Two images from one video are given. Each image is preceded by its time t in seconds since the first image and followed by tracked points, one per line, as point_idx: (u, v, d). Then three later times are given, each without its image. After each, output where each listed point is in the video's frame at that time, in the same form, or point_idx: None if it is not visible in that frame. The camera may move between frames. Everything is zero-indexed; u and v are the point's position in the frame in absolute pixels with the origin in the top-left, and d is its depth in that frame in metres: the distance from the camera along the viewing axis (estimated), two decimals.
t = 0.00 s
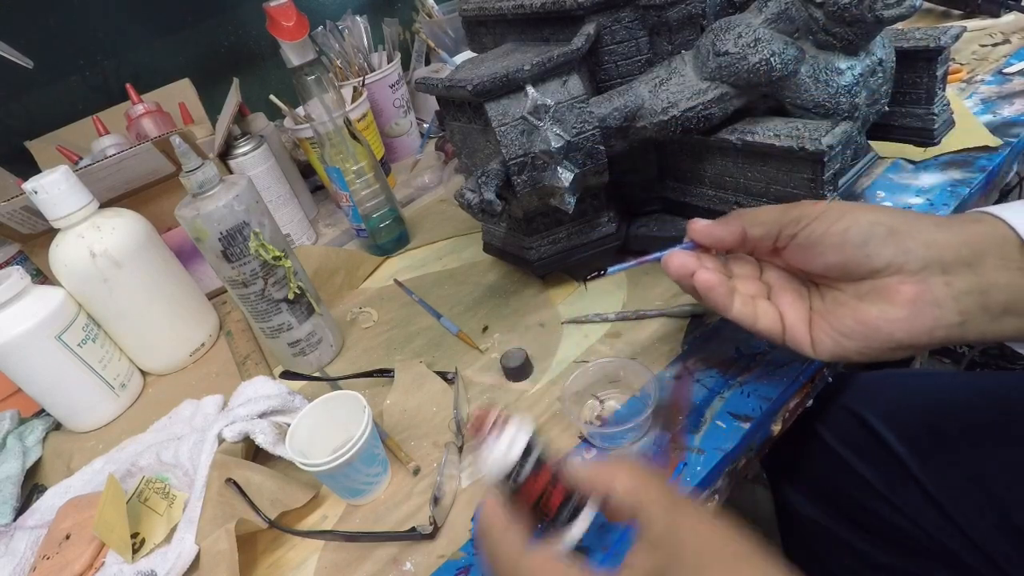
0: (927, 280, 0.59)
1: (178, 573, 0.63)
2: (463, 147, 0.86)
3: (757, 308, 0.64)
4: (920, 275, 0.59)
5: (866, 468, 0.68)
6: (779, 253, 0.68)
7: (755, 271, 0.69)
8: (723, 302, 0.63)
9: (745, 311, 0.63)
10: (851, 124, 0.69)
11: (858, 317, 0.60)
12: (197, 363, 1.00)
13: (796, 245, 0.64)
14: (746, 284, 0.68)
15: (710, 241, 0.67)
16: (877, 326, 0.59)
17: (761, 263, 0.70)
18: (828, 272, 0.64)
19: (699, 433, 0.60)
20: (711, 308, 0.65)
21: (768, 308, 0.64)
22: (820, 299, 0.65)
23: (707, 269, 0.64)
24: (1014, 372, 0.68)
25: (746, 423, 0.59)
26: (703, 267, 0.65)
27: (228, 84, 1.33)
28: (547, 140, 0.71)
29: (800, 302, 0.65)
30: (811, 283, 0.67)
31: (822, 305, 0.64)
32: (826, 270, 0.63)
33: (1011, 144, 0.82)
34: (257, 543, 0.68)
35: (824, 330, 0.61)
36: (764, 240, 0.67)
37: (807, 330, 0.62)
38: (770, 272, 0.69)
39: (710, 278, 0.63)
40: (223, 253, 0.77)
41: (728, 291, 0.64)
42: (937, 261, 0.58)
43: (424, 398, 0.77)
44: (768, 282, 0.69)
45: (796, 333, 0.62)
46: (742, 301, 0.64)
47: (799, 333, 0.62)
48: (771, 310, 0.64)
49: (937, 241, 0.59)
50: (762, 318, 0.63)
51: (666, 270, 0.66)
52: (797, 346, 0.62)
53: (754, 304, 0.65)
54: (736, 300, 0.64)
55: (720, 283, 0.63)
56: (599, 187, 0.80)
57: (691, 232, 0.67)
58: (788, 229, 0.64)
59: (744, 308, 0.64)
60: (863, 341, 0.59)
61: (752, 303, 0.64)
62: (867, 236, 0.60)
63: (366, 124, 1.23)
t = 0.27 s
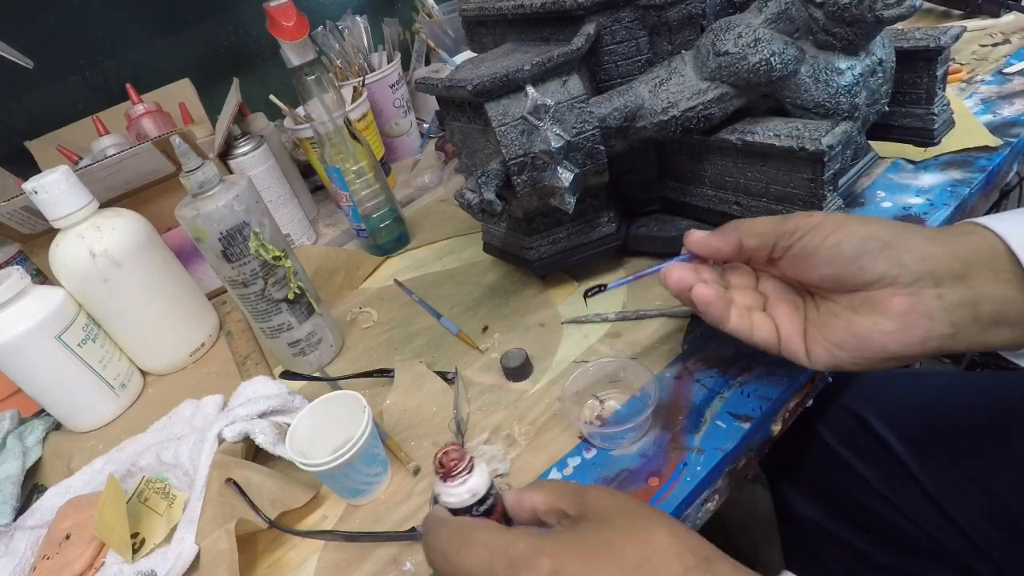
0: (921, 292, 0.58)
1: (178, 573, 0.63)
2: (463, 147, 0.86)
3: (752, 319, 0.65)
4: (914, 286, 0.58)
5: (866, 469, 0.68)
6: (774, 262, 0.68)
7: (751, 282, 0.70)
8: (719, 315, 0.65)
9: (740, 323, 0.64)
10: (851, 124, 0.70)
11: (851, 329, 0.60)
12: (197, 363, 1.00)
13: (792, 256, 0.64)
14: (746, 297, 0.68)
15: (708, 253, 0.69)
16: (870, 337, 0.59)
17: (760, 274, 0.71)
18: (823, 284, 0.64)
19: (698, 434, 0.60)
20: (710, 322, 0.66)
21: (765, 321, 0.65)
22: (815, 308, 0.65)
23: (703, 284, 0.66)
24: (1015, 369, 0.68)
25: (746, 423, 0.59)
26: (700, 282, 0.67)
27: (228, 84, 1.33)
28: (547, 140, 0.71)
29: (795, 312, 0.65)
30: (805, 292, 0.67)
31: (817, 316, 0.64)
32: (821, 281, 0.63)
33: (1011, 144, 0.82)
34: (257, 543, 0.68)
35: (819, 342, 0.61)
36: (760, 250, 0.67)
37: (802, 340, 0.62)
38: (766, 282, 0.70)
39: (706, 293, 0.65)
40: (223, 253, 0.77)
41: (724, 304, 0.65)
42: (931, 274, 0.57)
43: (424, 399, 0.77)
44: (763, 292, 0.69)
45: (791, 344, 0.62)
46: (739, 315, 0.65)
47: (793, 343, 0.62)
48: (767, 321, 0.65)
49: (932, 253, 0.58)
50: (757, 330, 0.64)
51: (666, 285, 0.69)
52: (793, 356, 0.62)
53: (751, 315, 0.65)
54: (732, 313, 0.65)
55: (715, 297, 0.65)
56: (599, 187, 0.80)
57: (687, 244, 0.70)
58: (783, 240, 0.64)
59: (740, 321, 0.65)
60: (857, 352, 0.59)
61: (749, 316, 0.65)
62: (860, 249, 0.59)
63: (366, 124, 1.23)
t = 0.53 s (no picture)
0: (913, 300, 0.58)
1: (178, 573, 0.63)
2: (463, 147, 0.86)
3: (749, 327, 0.65)
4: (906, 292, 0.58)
5: (866, 467, 0.68)
6: (770, 268, 0.67)
7: (747, 287, 0.70)
8: (717, 326, 0.64)
9: (738, 332, 0.64)
10: (850, 123, 0.70)
11: (844, 336, 0.60)
12: (197, 363, 1.00)
13: (787, 264, 0.64)
14: (742, 303, 0.68)
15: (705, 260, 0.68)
16: (865, 344, 0.59)
17: (756, 279, 0.71)
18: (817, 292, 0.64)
19: (698, 433, 0.60)
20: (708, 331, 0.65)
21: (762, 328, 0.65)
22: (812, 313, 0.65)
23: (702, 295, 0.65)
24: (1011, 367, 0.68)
25: (747, 423, 0.59)
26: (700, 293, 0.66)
27: (228, 84, 1.33)
28: (547, 140, 0.71)
29: (792, 317, 0.66)
30: (801, 297, 0.67)
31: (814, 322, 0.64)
32: (816, 289, 0.63)
33: (1011, 144, 0.82)
34: (257, 543, 0.68)
35: (814, 347, 0.62)
36: (755, 258, 0.66)
37: (799, 345, 0.63)
38: (762, 286, 0.70)
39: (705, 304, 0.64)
40: (223, 253, 0.77)
41: (722, 314, 0.64)
42: (921, 282, 0.58)
43: (424, 398, 0.77)
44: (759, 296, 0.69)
45: (788, 350, 0.62)
46: (736, 324, 0.65)
47: (790, 349, 0.63)
48: (765, 329, 0.65)
49: (920, 261, 0.58)
50: (755, 337, 0.64)
51: (666, 296, 0.67)
52: (790, 363, 0.62)
53: (748, 322, 0.65)
54: (730, 322, 0.64)
55: (714, 308, 0.64)
56: (599, 187, 0.80)
57: (685, 252, 0.69)
58: (778, 247, 0.63)
59: (738, 330, 0.64)
60: (852, 357, 0.60)
61: (746, 324, 0.65)
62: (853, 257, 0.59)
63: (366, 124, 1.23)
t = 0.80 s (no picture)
0: (911, 302, 0.58)
1: (178, 573, 0.63)
2: (463, 147, 0.86)
3: (748, 330, 0.65)
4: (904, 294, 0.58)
5: (865, 467, 0.68)
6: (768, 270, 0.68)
7: (746, 290, 0.70)
8: (716, 329, 0.64)
9: (736, 336, 0.64)
10: (850, 124, 0.70)
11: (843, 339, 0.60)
12: (197, 363, 1.00)
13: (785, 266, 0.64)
14: (741, 307, 0.68)
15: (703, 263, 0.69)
16: (863, 346, 0.59)
17: (754, 281, 0.71)
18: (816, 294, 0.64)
19: (699, 433, 0.60)
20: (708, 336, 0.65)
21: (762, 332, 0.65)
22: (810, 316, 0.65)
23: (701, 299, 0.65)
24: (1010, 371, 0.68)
25: (746, 423, 0.59)
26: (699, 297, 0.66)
27: (228, 85, 1.33)
28: (547, 140, 0.71)
29: (791, 319, 0.66)
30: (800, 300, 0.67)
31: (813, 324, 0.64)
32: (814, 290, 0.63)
33: (1011, 144, 0.82)
34: (257, 543, 0.68)
35: (814, 350, 0.62)
36: (754, 258, 0.66)
37: (798, 348, 0.63)
38: (760, 288, 0.70)
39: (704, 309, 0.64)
40: (223, 253, 0.77)
41: (722, 318, 0.64)
42: (920, 283, 0.57)
43: (424, 398, 0.77)
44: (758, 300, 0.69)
45: (786, 352, 0.62)
46: (735, 327, 0.65)
47: (789, 351, 0.62)
48: (764, 332, 0.65)
49: (920, 262, 0.58)
50: (754, 340, 0.64)
51: (665, 300, 0.67)
52: (789, 365, 0.62)
53: (746, 326, 0.65)
54: (728, 326, 0.64)
55: (713, 312, 0.64)
56: (599, 187, 0.80)
57: (683, 255, 0.70)
58: (776, 248, 0.63)
59: (737, 333, 0.64)
60: (851, 359, 0.60)
61: (745, 327, 0.65)
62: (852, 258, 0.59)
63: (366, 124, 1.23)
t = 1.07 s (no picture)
0: (918, 304, 0.58)
1: (178, 573, 0.63)
2: (463, 147, 0.86)
3: (753, 333, 0.64)
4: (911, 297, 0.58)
5: (866, 469, 0.68)
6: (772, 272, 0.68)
7: (749, 292, 0.71)
8: (722, 332, 0.64)
9: (741, 339, 0.64)
10: (850, 124, 0.70)
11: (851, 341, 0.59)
12: (197, 363, 1.00)
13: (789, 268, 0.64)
14: (744, 309, 0.68)
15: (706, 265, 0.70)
16: (869, 350, 0.59)
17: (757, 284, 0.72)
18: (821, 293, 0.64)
19: (698, 433, 0.60)
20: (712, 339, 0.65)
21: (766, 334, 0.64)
22: (814, 318, 0.65)
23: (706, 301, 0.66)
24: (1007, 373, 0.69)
25: (746, 423, 0.59)
26: (703, 299, 0.66)
27: (229, 84, 1.33)
28: (547, 140, 0.71)
29: (795, 322, 0.66)
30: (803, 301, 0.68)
31: (817, 327, 0.64)
32: (819, 292, 0.63)
33: (1012, 144, 0.82)
34: (256, 543, 0.68)
35: (819, 352, 0.62)
36: (758, 260, 0.67)
37: (802, 351, 0.63)
38: (764, 291, 0.70)
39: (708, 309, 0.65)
40: (223, 253, 0.77)
41: (726, 320, 0.64)
42: (927, 286, 0.57)
43: (424, 399, 0.77)
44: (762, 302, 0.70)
45: (791, 355, 0.62)
46: (739, 330, 0.64)
47: (794, 355, 0.62)
48: (768, 335, 0.64)
49: (928, 266, 0.58)
50: (759, 344, 0.63)
51: (669, 302, 0.68)
52: (794, 369, 0.62)
53: (751, 329, 0.65)
54: (733, 328, 0.64)
55: (717, 313, 0.64)
56: (599, 187, 0.80)
57: (687, 257, 0.71)
58: (779, 250, 0.64)
59: (742, 337, 0.64)
60: (857, 363, 0.60)
61: (749, 330, 0.65)
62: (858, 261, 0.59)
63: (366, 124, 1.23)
